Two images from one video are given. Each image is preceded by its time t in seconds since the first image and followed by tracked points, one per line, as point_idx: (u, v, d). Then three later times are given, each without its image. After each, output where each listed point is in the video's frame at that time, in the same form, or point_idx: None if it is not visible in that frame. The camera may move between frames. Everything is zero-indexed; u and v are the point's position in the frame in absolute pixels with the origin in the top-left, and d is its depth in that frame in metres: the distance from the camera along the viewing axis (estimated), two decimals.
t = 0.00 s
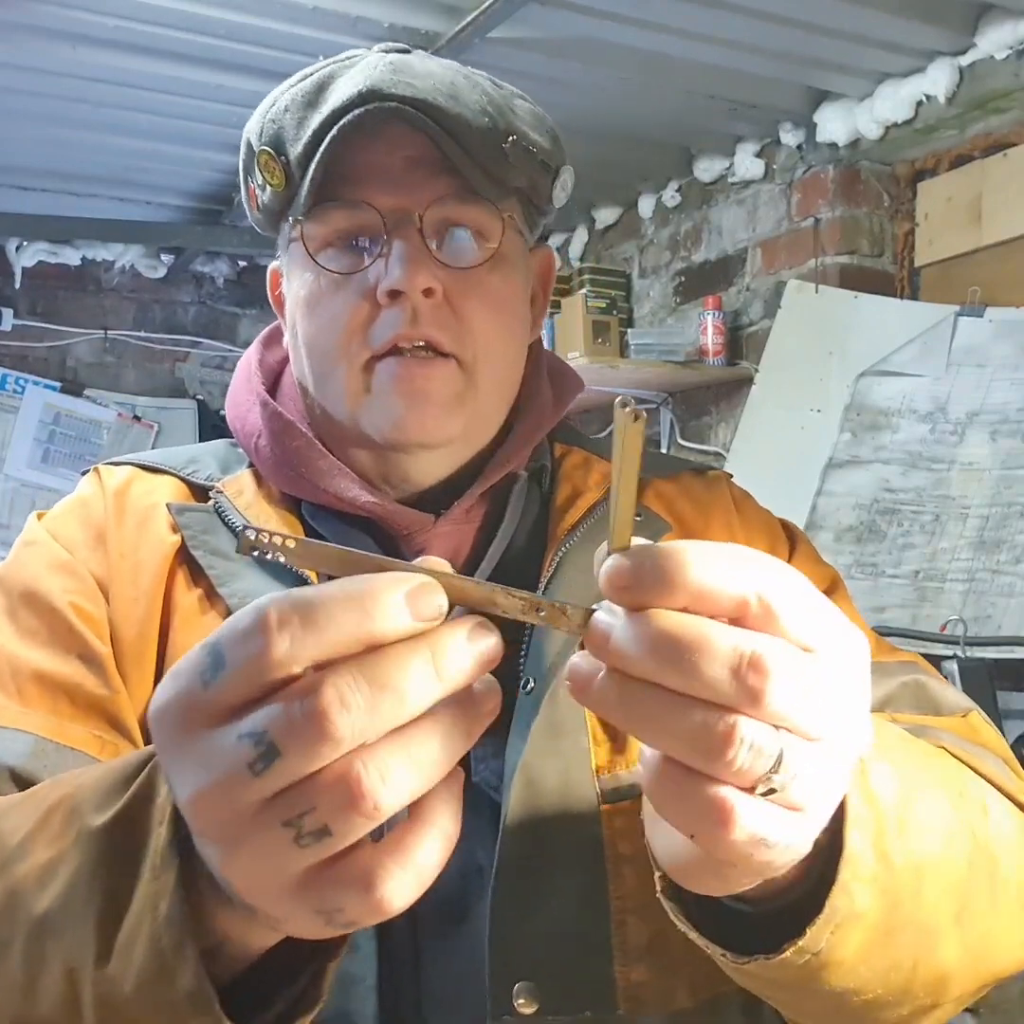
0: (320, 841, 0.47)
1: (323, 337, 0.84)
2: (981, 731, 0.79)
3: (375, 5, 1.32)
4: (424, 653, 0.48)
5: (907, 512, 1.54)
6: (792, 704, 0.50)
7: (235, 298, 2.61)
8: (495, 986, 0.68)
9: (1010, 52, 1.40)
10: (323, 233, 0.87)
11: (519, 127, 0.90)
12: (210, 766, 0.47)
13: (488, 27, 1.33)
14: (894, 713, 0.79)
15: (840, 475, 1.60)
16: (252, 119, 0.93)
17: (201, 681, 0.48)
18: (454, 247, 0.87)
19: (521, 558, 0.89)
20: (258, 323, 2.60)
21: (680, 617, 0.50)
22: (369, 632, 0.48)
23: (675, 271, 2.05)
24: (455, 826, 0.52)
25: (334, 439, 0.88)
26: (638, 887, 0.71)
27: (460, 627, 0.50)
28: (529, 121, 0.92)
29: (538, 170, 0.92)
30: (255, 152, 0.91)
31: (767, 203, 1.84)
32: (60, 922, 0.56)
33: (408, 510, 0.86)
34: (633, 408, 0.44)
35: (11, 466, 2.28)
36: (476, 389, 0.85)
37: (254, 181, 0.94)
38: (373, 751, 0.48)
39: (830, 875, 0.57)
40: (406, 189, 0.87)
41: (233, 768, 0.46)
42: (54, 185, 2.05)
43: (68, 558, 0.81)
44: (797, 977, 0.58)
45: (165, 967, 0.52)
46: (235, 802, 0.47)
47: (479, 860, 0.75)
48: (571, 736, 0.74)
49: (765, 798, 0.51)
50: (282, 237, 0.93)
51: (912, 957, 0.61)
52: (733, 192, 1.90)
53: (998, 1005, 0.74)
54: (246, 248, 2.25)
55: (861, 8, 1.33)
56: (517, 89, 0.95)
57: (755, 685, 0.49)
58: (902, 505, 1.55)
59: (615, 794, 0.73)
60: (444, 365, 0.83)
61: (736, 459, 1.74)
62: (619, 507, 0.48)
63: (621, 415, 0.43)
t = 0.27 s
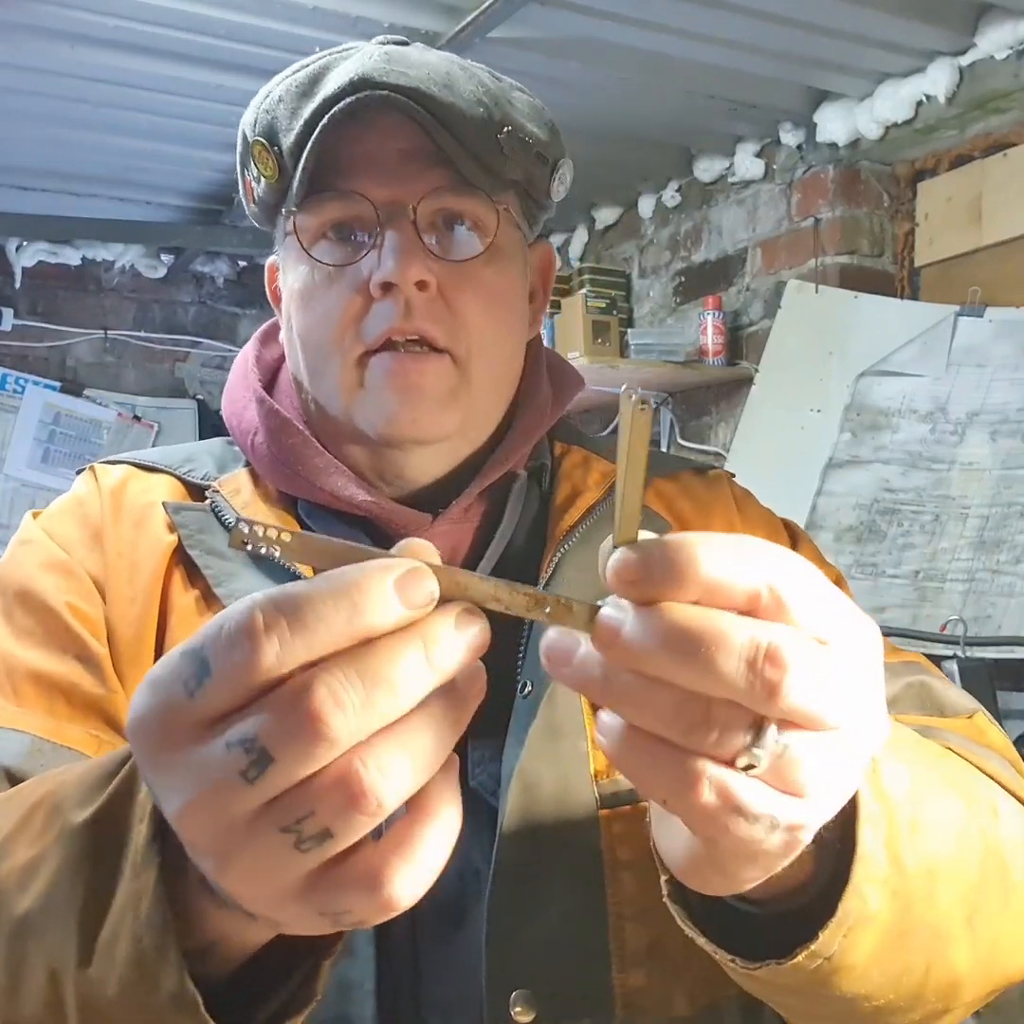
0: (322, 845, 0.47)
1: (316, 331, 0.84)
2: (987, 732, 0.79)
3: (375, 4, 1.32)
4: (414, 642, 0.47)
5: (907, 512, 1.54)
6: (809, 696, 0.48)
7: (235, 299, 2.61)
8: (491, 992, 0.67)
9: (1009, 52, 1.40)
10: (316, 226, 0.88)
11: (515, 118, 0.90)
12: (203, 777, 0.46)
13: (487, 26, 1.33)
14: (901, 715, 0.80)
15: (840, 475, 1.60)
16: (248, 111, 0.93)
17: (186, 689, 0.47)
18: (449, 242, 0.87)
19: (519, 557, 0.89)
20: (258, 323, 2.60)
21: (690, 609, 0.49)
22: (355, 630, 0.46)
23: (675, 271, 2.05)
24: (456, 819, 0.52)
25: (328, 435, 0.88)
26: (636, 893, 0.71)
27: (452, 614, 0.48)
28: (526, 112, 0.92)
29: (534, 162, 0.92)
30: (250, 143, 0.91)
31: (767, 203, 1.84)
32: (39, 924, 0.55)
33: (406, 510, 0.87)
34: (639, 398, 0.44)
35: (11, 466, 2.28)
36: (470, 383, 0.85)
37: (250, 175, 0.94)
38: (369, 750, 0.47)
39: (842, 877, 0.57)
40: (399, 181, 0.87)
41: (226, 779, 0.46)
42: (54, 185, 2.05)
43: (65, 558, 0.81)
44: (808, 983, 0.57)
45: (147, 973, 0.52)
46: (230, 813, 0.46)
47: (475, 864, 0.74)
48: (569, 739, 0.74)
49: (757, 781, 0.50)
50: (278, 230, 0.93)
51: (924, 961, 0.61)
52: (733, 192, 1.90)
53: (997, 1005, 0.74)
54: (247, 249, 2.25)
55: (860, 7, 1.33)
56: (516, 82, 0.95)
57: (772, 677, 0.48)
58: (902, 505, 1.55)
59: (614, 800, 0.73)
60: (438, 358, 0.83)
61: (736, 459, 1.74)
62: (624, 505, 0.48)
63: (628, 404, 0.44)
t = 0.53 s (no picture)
0: (348, 852, 0.46)
1: (315, 324, 0.84)
2: (995, 730, 0.79)
3: (375, 4, 1.32)
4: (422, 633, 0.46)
5: (907, 512, 1.54)
6: (829, 651, 0.47)
7: (235, 298, 2.61)
8: (491, 997, 0.67)
9: (1010, 53, 1.40)
10: (317, 218, 0.88)
11: (518, 111, 0.90)
12: (218, 794, 0.45)
13: (488, 26, 1.32)
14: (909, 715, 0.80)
15: (840, 475, 1.60)
16: (249, 102, 0.93)
17: (192, 701, 0.46)
18: (450, 236, 0.87)
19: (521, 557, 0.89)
20: (258, 322, 2.59)
21: (704, 564, 0.47)
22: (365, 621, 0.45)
23: (675, 271, 2.05)
24: (481, 800, 0.52)
25: (328, 430, 0.88)
26: (637, 897, 0.70)
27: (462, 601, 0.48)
28: (530, 106, 0.92)
29: (537, 157, 0.92)
30: (251, 136, 0.92)
31: (767, 203, 1.84)
32: (33, 918, 0.55)
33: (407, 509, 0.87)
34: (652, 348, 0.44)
35: (11, 466, 2.28)
36: (470, 378, 0.85)
37: (252, 169, 0.95)
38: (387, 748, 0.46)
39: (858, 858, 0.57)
40: (401, 173, 0.87)
41: (243, 795, 0.44)
42: (54, 185, 2.05)
43: (64, 553, 0.80)
44: (821, 969, 0.57)
45: (144, 971, 0.51)
46: (250, 828, 0.45)
47: (475, 867, 0.74)
48: (571, 739, 0.74)
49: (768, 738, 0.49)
50: (279, 224, 0.93)
51: (938, 950, 0.60)
52: (733, 192, 1.91)
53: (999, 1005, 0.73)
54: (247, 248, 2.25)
55: (860, 8, 1.33)
56: (521, 77, 0.95)
57: (793, 630, 0.46)
58: (902, 505, 1.55)
59: (615, 800, 0.72)
60: (438, 352, 0.82)
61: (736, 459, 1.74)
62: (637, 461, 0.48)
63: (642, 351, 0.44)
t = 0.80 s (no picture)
0: (318, 856, 0.44)
1: (313, 319, 0.84)
2: (1008, 724, 0.78)
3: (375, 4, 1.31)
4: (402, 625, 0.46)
5: (907, 512, 1.54)
6: (823, 617, 0.47)
7: (235, 298, 2.61)
8: (492, 999, 0.67)
9: (1009, 52, 1.40)
10: (315, 215, 0.88)
11: (520, 106, 0.90)
12: (188, 784, 0.44)
13: (488, 26, 1.32)
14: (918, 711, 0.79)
15: (840, 476, 1.61)
16: (248, 97, 0.94)
17: (170, 683, 0.45)
18: (450, 231, 0.87)
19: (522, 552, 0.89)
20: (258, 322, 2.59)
21: (695, 528, 0.47)
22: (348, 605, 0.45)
23: (675, 271, 2.05)
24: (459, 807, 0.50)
25: (327, 426, 0.88)
26: (638, 899, 0.69)
27: (428, 610, 0.48)
28: (532, 101, 0.92)
29: (539, 152, 0.92)
30: (250, 130, 0.92)
31: (767, 203, 1.84)
32: (12, 915, 0.53)
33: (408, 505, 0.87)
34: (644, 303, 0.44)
35: (11, 465, 2.28)
36: (471, 374, 0.85)
37: (250, 163, 0.95)
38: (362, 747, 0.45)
39: (880, 842, 0.56)
40: (400, 168, 0.86)
41: (212, 786, 0.43)
42: (54, 185, 2.05)
43: (59, 548, 0.80)
44: (841, 961, 0.56)
45: (124, 970, 0.50)
46: (219, 822, 0.44)
47: (474, 868, 0.74)
48: (572, 739, 0.74)
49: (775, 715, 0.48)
50: (278, 219, 0.93)
51: (960, 942, 0.59)
52: (733, 192, 1.91)
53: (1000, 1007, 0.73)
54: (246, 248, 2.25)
55: (859, 8, 1.33)
56: (523, 71, 0.95)
57: (785, 595, 0.46)
58: (902, 505, 1.55)
59: (618, 802, 0.72)
60: (437, 349, 0.82)
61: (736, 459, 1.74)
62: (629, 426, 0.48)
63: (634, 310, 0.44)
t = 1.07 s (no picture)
0: (267, 840, 0.44)
1: (310, 315, 0.84)
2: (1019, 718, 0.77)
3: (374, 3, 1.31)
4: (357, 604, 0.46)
5: (907, 512, 1.54)
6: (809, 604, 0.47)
7: (235, 299, 2.61)
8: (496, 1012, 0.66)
9: (1009, 52, 1.40)
10: (313, 210, 0.88)
11: (520, 99, 0.90)
12: (137, 761, 0.43)
13: (487, 26, 1.32)
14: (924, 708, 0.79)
15: (840, 475, 1.60)
16: (244, 90, 0.94)
17: (123, 661, 0.45)
18: (451, 227, 0.87)
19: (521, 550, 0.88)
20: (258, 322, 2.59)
21: (674, 510, 0.48)
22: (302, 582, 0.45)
23: (675, 271, 2.05)
24: (419, 801, 0.50)
25: (324, 425, 0.88)
26: (644, 907, 0.69)
27: (382, 589, 0.47)
28: (533, 94, 0.93)
29: (540, 145, 0.92)
30: (246, 125, 0.92)
31: (767, 203, 1.84)
32: None
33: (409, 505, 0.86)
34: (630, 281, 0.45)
35: (10, 465, 2.27)
36: (471, 372, 0.84)
37: (246, 156, 0.95)
38: (316, 727, 0.45)
39: (907, 841, 0.55)
40: (398, 162, 0.86)
41: (160, 763, 0.43)
42: (54, 185, 2.05)
43: (49, 551, 0.80)
44: (865, 962, 0.55)
45: (80, 978, 0.50)
46: (168, 801, 0.44)
47: (473, 874, 0.73)
48: (574, 744, 0.73)
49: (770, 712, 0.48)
50: (275, 214, 0.93)
51: (985, 943, 0.57)
52: (733, 193, 1.91)
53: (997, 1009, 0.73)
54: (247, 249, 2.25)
55: (859, 8, 1.33)
56: (524, 64, 0.95)
57: (767, 579, 0.46)
58: (902, 505, 1.55)
59: (621, 807, 0.71)
60: (437, 345, 0.82)
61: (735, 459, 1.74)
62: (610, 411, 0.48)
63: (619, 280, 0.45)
